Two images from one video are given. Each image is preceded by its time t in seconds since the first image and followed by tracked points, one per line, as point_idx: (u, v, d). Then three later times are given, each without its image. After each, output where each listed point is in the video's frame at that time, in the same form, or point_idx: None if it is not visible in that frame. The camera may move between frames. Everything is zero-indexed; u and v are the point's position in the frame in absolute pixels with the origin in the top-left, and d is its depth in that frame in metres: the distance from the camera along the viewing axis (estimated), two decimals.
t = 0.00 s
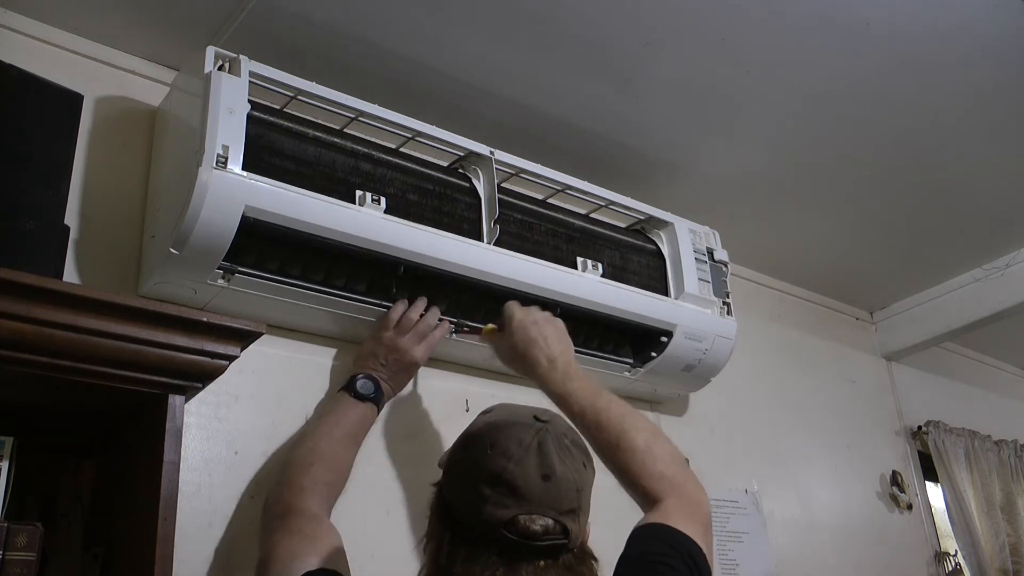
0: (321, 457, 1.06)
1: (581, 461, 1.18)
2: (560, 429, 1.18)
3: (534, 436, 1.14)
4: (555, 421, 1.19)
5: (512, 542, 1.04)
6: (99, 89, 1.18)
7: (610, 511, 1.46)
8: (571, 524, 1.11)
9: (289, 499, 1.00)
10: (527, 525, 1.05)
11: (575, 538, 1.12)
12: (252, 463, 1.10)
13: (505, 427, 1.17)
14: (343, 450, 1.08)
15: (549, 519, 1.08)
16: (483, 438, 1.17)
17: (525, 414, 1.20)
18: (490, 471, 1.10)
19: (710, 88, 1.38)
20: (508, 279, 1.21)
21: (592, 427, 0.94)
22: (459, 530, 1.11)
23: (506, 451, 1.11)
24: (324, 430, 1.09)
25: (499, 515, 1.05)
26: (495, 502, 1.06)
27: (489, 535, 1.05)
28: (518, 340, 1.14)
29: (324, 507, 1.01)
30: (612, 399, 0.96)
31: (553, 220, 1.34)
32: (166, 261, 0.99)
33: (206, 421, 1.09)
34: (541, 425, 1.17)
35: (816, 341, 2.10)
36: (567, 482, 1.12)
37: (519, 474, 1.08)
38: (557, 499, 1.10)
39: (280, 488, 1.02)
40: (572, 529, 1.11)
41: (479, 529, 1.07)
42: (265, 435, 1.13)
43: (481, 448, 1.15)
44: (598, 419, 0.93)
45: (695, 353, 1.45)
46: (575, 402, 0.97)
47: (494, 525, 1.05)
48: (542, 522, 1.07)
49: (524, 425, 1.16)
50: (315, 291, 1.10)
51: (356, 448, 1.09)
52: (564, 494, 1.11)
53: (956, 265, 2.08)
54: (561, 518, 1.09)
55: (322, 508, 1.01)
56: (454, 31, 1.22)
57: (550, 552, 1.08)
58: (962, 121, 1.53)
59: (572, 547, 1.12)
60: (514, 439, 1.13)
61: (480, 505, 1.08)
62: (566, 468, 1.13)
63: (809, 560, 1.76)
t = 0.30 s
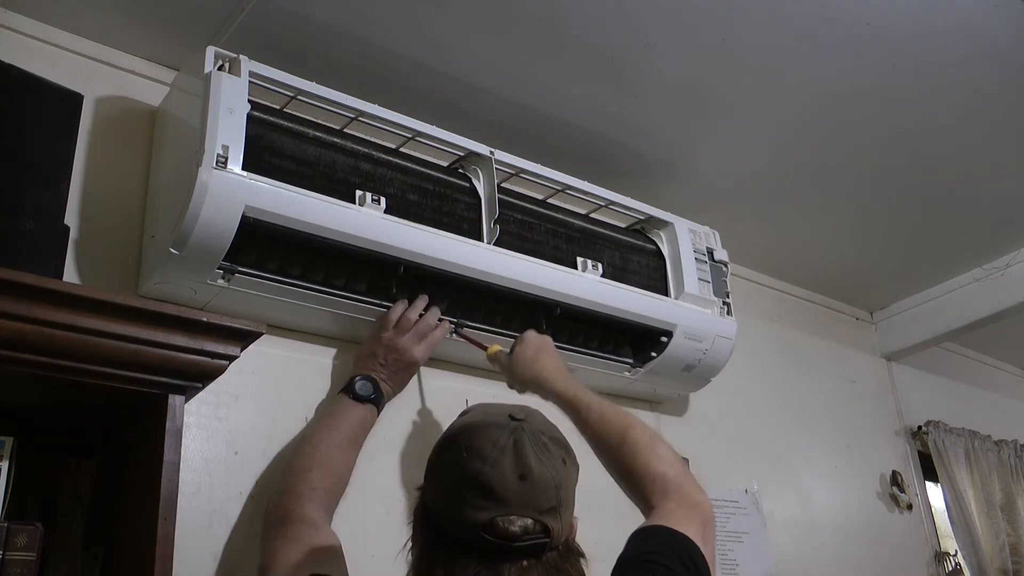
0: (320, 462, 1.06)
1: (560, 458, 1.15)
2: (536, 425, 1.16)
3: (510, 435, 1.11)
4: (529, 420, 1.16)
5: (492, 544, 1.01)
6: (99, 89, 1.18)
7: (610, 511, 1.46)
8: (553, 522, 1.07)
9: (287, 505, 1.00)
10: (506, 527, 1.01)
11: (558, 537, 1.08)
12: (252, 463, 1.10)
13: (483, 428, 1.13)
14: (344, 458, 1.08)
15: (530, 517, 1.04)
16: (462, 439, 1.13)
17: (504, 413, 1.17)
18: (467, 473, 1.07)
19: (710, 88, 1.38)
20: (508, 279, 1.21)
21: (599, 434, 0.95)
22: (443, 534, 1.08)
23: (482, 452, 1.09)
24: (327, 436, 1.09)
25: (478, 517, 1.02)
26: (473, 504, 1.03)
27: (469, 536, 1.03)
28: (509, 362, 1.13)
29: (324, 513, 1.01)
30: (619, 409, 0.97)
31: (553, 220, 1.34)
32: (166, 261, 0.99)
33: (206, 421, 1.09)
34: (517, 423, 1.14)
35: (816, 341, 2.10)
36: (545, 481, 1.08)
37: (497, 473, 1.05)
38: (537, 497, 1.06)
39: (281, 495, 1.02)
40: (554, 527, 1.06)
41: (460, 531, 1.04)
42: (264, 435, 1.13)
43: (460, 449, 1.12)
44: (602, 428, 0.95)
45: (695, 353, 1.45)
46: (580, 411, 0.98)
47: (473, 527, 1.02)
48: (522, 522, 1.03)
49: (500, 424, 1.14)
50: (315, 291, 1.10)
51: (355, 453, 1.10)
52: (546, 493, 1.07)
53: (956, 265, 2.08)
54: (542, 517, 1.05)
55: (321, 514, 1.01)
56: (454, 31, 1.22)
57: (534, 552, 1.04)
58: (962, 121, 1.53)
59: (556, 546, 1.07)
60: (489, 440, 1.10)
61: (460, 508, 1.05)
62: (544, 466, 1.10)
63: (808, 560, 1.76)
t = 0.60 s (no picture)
0: (343, 456, 1.10)
1: (539, 455, 1.11)
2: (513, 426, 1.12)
3: (485, 434, 1.08)
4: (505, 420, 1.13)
5: (467, 541, 0.98)
6: (99, 89, 1.18)
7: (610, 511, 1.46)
8: (529, 520, 1.03)
9: (308, 501, 1.06)
10: (479, 524, 0.98)
11: (536, 536, 1.04)
12: (252, 463, 1.10)
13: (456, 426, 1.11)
14: (370, 455, 1.11)
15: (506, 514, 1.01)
16: (433, 441, 1.10)
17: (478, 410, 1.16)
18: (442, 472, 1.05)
19: (710, 87, 1.38)
20: (508, 279, 1.21)
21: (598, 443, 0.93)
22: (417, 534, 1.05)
23: (456, 450, 1.06)
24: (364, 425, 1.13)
25: (453, 515, 1.00)
26: (448, 502, 1.01)
27: (444, 534, 1.00)
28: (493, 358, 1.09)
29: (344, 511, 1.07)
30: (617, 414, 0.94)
31: (553, 220, 1.34)
32: (166, 261, 0.99)
33: (206, 420, 1.09)
34: (492, 420, 1.12)
35: (816, 341, 2.10)
36: (520, 479, 1.05)
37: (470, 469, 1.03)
38: (511, 494, 1.02)
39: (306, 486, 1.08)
40: (531, 525, 1.03)
41: (433, 530, 1.01)
42: (264, 435, 1.13)
43: (432, 449, 1.09)
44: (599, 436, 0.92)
45: (695, 353, 1.45)
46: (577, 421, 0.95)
47: (447, 524, 1.00)
48: (497, 519, 1.00)
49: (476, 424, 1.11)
50: (315, 291, 1.10)
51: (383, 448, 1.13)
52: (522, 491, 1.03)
53: (956, 265, 2.08)
54: (517, 515, 1.02)
55: (339, 507, 1.06)
56: (453, 31, 1.22)
57: (509, 550, 1.00)
58: (962, 121, 1.53)
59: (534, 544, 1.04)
60: (463, 438, 1.08)
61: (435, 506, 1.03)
62: (519, 464, 1.06)
63: (808, 560, 1.76)
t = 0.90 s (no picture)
0: (338, 461, 1.09)
1: (535, 454, 1.15)
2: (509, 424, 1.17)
3: (483, 432, 1.13)
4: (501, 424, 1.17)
5: (464, 540, 1.00)
6: (99, 89, 1.18)
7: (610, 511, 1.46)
8: (526, 517, 1.05)
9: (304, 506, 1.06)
10: (477, 521, 1.00)
11: (534, 533, 1.06)
12: (252, 463, 1.10)
13: (454, 426, 1.15)
14: (367, 458, 1.11)
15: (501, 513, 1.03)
16: (433, 440, 1.14)
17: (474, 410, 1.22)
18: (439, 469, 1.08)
19: (710, 88, 1.38)
20: (509, 279, 1.21)
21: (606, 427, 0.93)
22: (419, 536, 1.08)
23: (455, 450, 1.10)
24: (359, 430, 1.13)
25: (450, 512, 1.03)
26: (446, 500, 1.04)
27: (443, 533, 1.02)
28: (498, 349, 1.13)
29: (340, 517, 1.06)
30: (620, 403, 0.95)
31: (553, 220, 1.34)
32: (166, 261, 0.99)
33: (206, 420, 1.09)
34: (489, 420, 1.17)
35: (816, 341, 2.10)
36: (517, 476, 1.08)
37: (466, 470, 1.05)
38: (508, 492, 1.05)
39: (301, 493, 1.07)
40: (529, 523, 1.05)
41: (434, 530, 1.05)
42: (264, 435, 1.13)
43: (432, 449, 1.13)
44: (603, 422, 0.94)
45: (695, 353, 1.45)
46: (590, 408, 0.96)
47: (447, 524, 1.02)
48: (493, 517, 1.02)
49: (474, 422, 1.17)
50: (315, 291, 1.10)
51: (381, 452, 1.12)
52: (520, 487, 1.07)
53: (957, 265, 2.08)
54: (514, 512, 1.04)
55: (334, 513, 1.05)
56: (453, 31, 1.22)
57: (508, 548, 1.02)
58: (962, 121, 1.53)
59: (532, 540, 1.06)
60: (462, 437, 1.12)
61: (435, 505, 1.06)
62: (517, 463, 1.10)
63: (808, 560, 1.76)
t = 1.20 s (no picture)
0: (337, 454, 1.09)
1: (545, 452, 1.22)
2: (518, 421, 1.23)
3: (492, 429, 1.18)
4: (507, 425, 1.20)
5: (472, 536, 1.04)
6: (99, 89, 1.18)
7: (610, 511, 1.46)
8: (533, 514, 1.10)
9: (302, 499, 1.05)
10: (485, 518, 1.04)
11: (539, 531, 1.12)
12: (252, 462, 1.10)
13: (462, 423, 1.20)
14: (366, 449, 1.11)
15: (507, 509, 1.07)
16: (442, 435, 1.19)
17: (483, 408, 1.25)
18: (449, 463, 1.12)
19: (710, 87, 1.38)
20: (509, 279, 1.21)
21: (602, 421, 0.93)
22: (426, 530, 1.11)
23: (464, 445, 1.14)
24: (359, 420, 1.12)
25: (459, 507, 1.06)
26: (454, 495, 1.07)
27: (450, 528, 1.06)
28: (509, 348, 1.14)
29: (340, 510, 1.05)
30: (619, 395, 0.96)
31: (553, 220, 1.34)
32: (166, 261, 0.99)
33: (206, 420, 1.09)
34: (500, 416, 1.24)
35: (816, 341, 2.10)
36: (524, 472, 1.12)
37: (474, 463, 1.10)
38: (516, 489, 1.09)
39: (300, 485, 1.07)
40: (536, 520, 1.10)
41: (442, 525, 1.08)
42: (265, 435, 1.13)
43: (440, 444, 1.17)
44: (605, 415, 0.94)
45: (695, 353, 1.45)
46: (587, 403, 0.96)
47: (453, 519, 1.06)
48: (501, 513, 1.05)
49: (484, 419, 1.21)
50: (315, 291, 1.10)
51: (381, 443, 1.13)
52: (526, 485, 1.11)
53: (957, 265, 2.08)
54: (521, 508, 1.08)
55: (333, 506, 1.05)
56: (453, 30, 1.22)
57: (514, 545, 1.07)
58: (963, 121, 1.53)
59: (538, 539, 1.11)
60: (471, 433, 1.17)
61: (442, 499, 1.09)
62: (524, 459, 1.14)
63: (809, 560, 1.76)
